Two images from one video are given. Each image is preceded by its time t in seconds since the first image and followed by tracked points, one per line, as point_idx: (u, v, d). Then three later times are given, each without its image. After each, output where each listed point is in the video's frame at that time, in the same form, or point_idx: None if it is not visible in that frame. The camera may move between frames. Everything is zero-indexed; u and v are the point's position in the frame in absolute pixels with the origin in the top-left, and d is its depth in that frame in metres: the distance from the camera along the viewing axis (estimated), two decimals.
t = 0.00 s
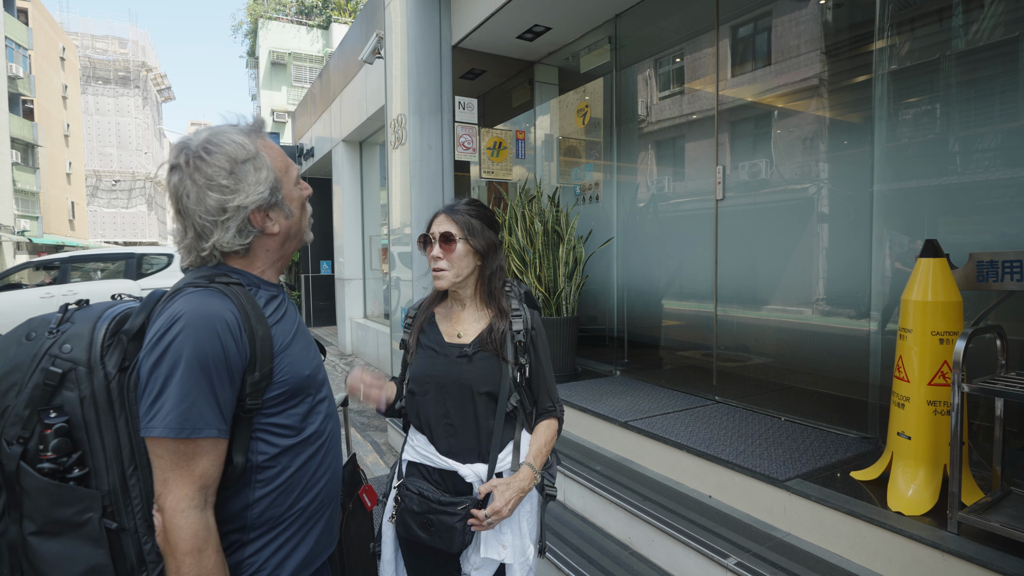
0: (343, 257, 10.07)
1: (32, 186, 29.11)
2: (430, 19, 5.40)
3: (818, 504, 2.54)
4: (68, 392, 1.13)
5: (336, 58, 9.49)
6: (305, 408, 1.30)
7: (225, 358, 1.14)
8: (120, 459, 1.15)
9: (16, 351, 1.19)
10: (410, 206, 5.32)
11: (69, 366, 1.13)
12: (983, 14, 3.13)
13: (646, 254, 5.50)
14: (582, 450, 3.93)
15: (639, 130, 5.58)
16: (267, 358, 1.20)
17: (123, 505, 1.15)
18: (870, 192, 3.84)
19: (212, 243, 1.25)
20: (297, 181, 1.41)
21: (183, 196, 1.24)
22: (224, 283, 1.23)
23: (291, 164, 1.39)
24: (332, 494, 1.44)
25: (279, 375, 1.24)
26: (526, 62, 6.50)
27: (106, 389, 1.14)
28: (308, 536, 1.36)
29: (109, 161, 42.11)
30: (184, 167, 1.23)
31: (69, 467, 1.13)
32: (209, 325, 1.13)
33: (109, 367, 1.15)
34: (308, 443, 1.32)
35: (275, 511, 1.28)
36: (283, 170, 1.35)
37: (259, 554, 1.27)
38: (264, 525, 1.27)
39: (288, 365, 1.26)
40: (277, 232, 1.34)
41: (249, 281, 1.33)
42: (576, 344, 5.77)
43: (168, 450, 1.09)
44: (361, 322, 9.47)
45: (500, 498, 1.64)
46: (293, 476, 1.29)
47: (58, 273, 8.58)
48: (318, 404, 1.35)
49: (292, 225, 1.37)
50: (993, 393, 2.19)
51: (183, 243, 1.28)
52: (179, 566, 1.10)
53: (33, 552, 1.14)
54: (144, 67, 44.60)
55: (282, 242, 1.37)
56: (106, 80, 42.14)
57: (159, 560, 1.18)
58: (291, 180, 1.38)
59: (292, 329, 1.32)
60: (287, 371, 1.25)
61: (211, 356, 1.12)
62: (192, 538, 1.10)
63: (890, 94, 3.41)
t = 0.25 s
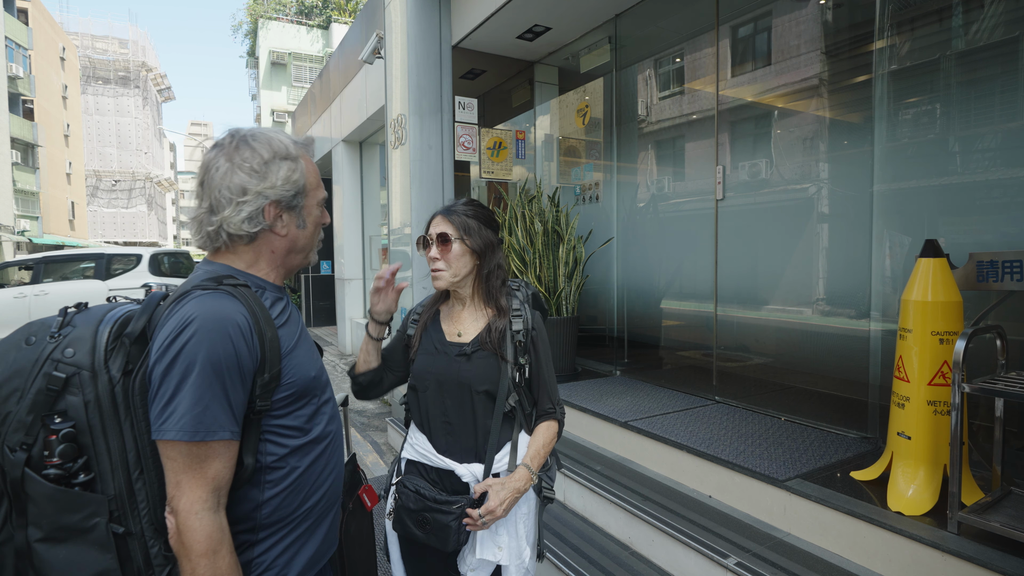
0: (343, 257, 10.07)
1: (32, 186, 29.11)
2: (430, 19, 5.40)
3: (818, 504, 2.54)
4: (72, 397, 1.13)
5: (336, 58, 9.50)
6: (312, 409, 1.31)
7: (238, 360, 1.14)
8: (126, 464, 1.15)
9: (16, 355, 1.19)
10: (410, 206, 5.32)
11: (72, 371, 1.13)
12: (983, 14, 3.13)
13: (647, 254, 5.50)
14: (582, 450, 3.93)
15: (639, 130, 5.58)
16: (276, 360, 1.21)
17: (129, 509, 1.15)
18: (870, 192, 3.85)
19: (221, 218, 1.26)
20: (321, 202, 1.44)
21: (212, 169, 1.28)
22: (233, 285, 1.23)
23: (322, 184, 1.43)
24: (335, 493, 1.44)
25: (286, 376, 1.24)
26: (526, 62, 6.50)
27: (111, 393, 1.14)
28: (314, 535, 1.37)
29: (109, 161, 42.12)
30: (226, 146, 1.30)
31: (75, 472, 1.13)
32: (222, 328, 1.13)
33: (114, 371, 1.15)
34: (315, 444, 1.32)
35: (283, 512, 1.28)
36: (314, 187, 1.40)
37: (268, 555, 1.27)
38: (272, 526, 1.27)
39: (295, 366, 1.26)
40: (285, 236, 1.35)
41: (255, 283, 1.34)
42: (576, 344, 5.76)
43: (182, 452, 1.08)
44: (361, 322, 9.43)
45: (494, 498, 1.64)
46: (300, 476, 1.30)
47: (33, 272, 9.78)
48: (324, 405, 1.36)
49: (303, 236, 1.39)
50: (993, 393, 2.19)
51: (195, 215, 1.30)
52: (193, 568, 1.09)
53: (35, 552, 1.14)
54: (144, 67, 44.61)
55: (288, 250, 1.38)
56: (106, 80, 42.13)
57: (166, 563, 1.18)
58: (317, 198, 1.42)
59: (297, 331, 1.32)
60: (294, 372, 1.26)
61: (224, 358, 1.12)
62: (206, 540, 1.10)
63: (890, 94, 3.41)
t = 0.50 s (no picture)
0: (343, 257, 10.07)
1: (32, 186, 29.11)
2: (430, 19, 5.40)
3: (818, 504, 2.54)
4: (78, 394, 1.13)
5: (335, 59, 9.50)
6: (315, 409, 1.31)
7: (244, 360, 1.15)
8: (130, 462, 1.15)
9: (21, 353, 1.19)
10: (410, 206, 5.32)
11: (78, 368, 1.14)
12: (983, 14, 3.13)
13: (647, 254, 5.50)
14: (582, 450, 3.93)
15: (639, 130, 5.58)
16: (282, 359, 1.21)
17: (132, 507, 1.15)
18: (869, 192, 3.85)
19: (237, 212, 1.27)
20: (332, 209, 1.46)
21: (232, 163, 1.30)
22: (239, 284, 1.23)
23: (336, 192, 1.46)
24: (338, 494, 1.44)
25: (291, 376, 1.24)
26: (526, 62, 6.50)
27: (116, 391, 1.15)
28: (317, 535, 1.37)
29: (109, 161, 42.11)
30: (249, 143, 1.32)
31: (79, 470, 1.13)
32: (229, 326, 1.13)
33: (119, 369, 1.15)
34: (318, 444, 1.32)
35: (286, 511, 1.28)
36: (327, 194, 1.43)
37: (270, 554, 1.27)
38: (275, 525, 1.27)
39: (299, 366, 1.26)
40: (295, 238, 1.36)
41: (260, 281, 1.34)
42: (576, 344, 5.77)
43: (189, 450, 1.08)
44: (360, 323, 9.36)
45: (493, 499, 1.65)
46: (303, 476, 1.30)
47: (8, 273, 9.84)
48: (328, 405, 1.36)
49: (312, 240, 1.40)
50: (993, 393, 2.19)
51: (209, 208, 1.30)
52: (202, 566, 1.10)
53: (37, 552, 1.14)
54: (144, 67, 44.60)
55: (296, 252, 1.39)
56: (106, 80, 42.13)
57: (168, 562, 1.18)
58: (330, 205, 1.44)
59: (301, 331, 1.32)
60: (298, 373, 1.26)
61: (231, 357, 1.12)
62: (215, 538, 1.10)
63: (890, 94, 3.41)
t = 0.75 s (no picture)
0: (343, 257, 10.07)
1: (32, 186, 29.09)
2: (430, 19, 5.40)
3: (818, 504, 2.54)
4: (78, 393, 1.13)
5: (335, 58, 9.50)
6: (314, 410, 1.31)
7: (242, 359, 1.14)
8: (128, 461, 1.15)
9: (22, 351, 1.19)
10: (410, 206, 5.32)
11: (78, 368, 1.13)
12: (983, 14, 3.13)
13: (647, 254, 5.50)
14: (582, 450, 3.93)
15: (639, 130, 5.58)
16: (280, 359, 1.21)
17: (131, 507, 1.15)
18: (869, 192, 3.85)
19: (237, 213, 1.27)
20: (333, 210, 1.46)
21: (233, 164, 1.30)
22: (238, 284, 1.23)
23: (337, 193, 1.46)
24: (337, 495, 1.44)
25: (289, 377, 1.24)
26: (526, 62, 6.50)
27: (116, 391, 1.15)
28: (315, 536, 1.37)
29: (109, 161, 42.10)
30: (249, 144, 1.32)
31: (78, 469, 1.13)
32: (227, 326, 1.13)
33: (119, 369, 1.15)
34: (316, 445, 1.32)
35: (284, 512, 1.28)
36: (328, 194, 1.42)
37: (268, 555, 1.27)
38: (273, 526, 1.27)
39: (297, 367, 1.26)
40: (295, 239, 1.36)
41: (259, 282, 1.34)
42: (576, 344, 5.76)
43: (188, 450, 1.08)
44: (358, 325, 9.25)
45: (493, 499, 1.65)
46: (302, 477, 1.29)
47: None
48: (326, 406, 1.35)
49: (312, 240, 1.40)
50: (993, 393, 2.19)
51: (209, 209, 1.31)
52: (202, 565, 1.09)
53: (37, 550, 1.14)
54: (144, 67, 44.59)
55: (297, 253, 1.39)
56: (106, 80, 42.11)
57: (166, 561, 1.19)
58: (331, 206, 1.44)
59: (301, 332, 1.32)
60: (297, 373, 1.26)
61: (228, 357, 1.12)
62: (214, 537, 1.10)
63: (890, 94, 3.41)
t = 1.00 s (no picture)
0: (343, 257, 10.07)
1: (32, 186, 29.07)
2: (430, 19, 5.40)
3: (818, 504, 2.54)
4: (77, 392, 1.13)
5: (335, 59, 9.50)
6: (310, 411, 1.30)
7: (238, 359, 1.14)
8: (126, 460, 1.15)
9: (24, 350, 1.19)
10: (410, 206, 5.33)
11: (77, 366, 1.14)
12: (983, 14, 3.13)
13: (647, 254, 5.50)
14: (582, 450, 3.93)
15: (639, 130, 5.58)
16: (276, 359, 1.20)
17: (128, 505, 1.15)
18: (869, 192, 3.85)
19: (236, 212, 1.27)
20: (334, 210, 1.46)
21: (232, 165, 1.30)
22: (235, 283, 1.23)
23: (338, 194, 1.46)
24: (336, 496, 1.44)
25: (285, 378, 1.24)
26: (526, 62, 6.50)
27: (114, 390, 1.15)
28: (313, 537, 1.37)
29: (109, 161, 42.10)
30: (249, 145, 1.32)
31: (76, 467, 1.13)
32: (222, 325, 1.13)
33: (118, 368, 1.15)
34: (313, 447, 1.32)
35: (281, 513, 1.28)
36: (328, 195, 1.42)
37: (265, 555, 1.27)
38: (270, 526, 1.27)
39: (294, 368, 1.26)
40: (294, 239, 1.36)
41: (257, 282, 1.33)
42: (576, 344, 5.76)
43: (184, 449, 1.09)
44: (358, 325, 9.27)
45: (494, 499, 1.64)
46: (299, 478, 1.29)
47: None
48: (324, 407, 1.35)
49: (312, 240, 1.39)
50: (993, 393, 2.19)
51: (208, 210, 1.31)
52: (200, 564, 1.10)
53: (37, 549, 1.14)
54: (144, 67, 44.61)
55: (296, 253, 1.38)
56: (106, 80, 42.07)
57: (163, 560, 1.18)
58: (331, 206, 1.44)
59: (298, 333, 1.32)
60: (293, 374, 1.26)
61: (224, 357, 1.12)
62: (211, 535, 1.10)
63: (890, 94, 3.41)
